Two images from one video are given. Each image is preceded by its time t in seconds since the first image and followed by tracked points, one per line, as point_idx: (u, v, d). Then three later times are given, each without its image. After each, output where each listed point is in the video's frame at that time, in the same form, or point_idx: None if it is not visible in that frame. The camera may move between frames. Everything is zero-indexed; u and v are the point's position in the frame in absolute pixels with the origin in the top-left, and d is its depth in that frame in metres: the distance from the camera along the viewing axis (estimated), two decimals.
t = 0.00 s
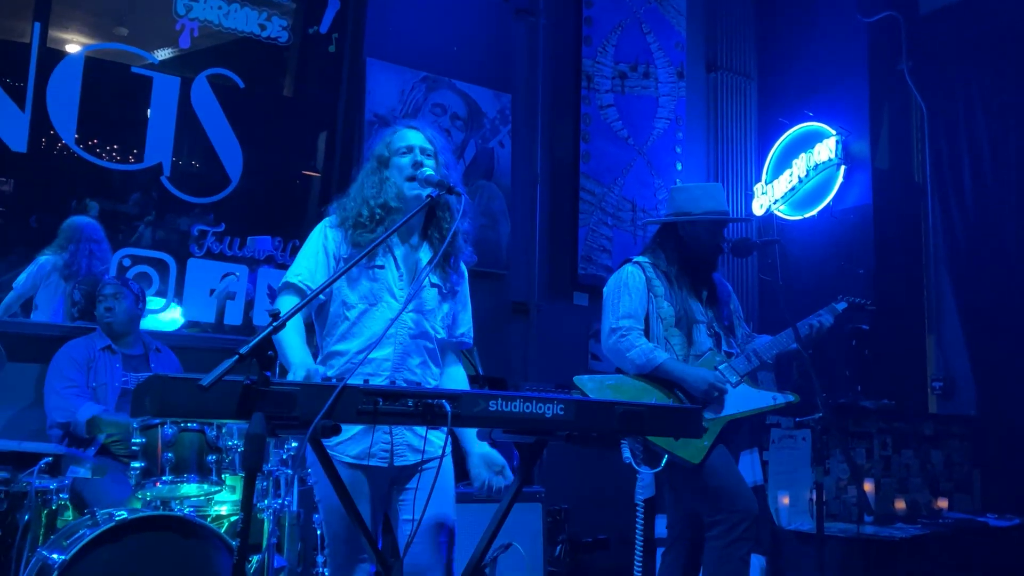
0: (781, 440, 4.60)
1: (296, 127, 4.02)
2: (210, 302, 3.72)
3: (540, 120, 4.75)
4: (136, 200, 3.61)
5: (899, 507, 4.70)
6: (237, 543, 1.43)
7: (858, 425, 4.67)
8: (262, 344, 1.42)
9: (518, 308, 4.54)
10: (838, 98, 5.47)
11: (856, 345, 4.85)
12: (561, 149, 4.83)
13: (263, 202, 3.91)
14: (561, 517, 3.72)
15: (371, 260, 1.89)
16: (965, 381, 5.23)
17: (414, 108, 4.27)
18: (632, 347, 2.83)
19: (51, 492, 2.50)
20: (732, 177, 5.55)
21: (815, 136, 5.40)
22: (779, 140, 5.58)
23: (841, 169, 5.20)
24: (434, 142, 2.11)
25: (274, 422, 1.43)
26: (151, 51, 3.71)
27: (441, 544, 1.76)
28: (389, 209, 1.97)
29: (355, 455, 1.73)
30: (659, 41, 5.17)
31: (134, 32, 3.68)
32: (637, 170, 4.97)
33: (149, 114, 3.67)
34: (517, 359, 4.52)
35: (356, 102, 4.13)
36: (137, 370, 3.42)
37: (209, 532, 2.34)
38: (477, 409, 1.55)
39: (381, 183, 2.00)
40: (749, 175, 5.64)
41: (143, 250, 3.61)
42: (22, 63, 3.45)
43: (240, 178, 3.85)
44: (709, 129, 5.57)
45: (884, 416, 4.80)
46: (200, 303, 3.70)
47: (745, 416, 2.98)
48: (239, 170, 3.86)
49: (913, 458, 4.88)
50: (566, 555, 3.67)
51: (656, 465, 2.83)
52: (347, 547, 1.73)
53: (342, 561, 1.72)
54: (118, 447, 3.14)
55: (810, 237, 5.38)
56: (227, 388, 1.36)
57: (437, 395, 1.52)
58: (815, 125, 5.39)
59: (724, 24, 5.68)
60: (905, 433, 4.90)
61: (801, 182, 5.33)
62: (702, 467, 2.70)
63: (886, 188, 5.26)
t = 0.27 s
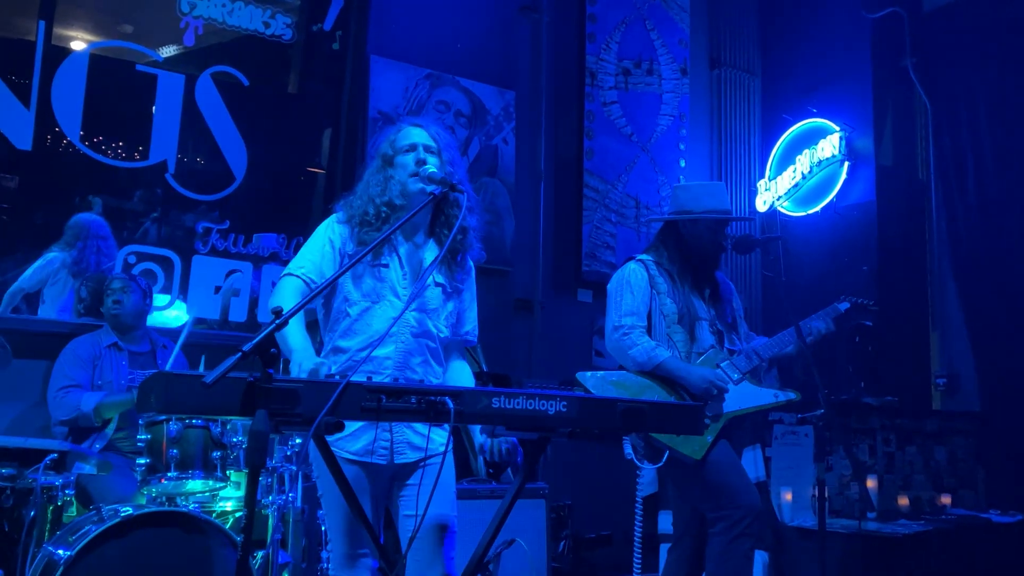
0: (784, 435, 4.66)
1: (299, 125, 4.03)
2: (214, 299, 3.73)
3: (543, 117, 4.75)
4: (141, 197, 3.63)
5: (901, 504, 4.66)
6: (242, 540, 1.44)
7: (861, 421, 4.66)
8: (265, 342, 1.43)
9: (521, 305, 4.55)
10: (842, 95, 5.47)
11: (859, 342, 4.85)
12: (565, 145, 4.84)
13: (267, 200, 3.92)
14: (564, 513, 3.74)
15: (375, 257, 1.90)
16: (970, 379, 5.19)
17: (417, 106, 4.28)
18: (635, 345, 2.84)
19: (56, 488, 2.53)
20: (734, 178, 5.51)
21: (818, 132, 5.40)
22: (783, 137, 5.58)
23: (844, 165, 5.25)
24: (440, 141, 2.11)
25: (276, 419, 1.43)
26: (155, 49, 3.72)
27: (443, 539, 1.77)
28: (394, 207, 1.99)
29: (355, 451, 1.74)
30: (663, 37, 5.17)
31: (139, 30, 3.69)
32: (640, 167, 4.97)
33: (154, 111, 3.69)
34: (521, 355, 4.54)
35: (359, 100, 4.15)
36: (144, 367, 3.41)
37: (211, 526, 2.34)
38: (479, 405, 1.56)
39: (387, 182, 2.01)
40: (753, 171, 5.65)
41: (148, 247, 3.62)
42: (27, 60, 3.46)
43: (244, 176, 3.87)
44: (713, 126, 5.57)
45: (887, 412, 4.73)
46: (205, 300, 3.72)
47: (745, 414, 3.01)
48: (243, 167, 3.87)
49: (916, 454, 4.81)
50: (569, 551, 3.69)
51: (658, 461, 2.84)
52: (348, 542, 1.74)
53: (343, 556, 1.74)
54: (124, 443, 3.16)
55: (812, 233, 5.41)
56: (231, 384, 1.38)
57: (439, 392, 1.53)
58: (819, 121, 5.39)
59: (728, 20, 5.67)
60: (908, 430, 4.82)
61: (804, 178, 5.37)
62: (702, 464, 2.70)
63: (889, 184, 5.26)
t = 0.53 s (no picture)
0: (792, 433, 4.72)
1: (307, 122, 4.03)
2: (222, 297, 3.74)
3: (550, 113, 4.74)
4: (149, 195, 3.64)
5: (911, 500, 4.61)
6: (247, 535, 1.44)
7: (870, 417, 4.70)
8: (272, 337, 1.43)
9: (528, 302, 4.55)
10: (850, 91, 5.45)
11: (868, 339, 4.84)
12: (572, 142, 4.83)
13: (275, 197, 3.92)
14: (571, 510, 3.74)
15: (381, 253, 1.90)
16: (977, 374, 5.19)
17: (424, 103, 4.27)
18: (643, 341, 2.83)
19: (65, 483, 2.54)
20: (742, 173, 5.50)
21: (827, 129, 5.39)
22: (791, 133, 5.56)
23: (853, 161, 5.19)
24: (447, 138, 2.11)
25: (282, 414, 1.43)
26: (163, 46, 3.72)
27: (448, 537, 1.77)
28: (400, 204, 1.98)
29: (357, 447, 1.75)
30: (670, 33, 5.14)
31: (146, 27, 3.70)
32: (648, 164, 4.96)
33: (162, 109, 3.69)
34: (528, 352, 4.54)
35: (365, 98, 4.13)
36: (152, 363, 3.40)
37: (219, 523, 2.37)
38: (486, 402, 1.56)
39: (392, 178, 2.01)
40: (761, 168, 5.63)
41: (156, 245, 3.64)
42: (35, 58, 3.47)
43: (251, 173, 3.87)
44: (721, 122, 5.54)
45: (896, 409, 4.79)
46: (213, 297, 3.72)
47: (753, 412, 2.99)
48: (251, 165, 3.87)
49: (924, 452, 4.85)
50: (576, 548, 3.69)
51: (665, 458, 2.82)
52: (351, 538, 1.74)
53: (347, 553, 1.74)
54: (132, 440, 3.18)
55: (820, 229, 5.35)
56: (237, 381, 1.37)
57: (446, 388, 1.53)
58: (827, 118, 5.37)
59: (735, 16, 5.65)
60: (914, 426, 4.90)
61: (812, 175, 5.34)
62: (710, 460, 2.69)
63: (898, 181, 5.24)
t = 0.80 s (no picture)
0: (800, 433, 4.68)
1: (313, 121, 4.03)
2: (230, 296, 3.76)
3: (557, 112, 4.74)
4: (156, 194, 3.65)
5: (919, 500, 4.58)
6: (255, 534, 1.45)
7: (877, 416, 4.79)
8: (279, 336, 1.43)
9: (535, 300, 4.56)
10: (858, 88, 5.43)
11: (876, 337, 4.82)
12: (579, 141, 4.83)
13: (282, 195, 3.93)
14: (579, 508, 3.73)
15: (389, 253, 1.91)
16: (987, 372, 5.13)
17: (431, 101, 4.27)
18: (650, 337, 2.82)
19: (74, 483, 2.54)
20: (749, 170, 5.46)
21: (835, 126, 5.38)
22: (799, 131, 5.53)
23: (862, 159, 5.22)
24: (456, 137, 2.10)
25: (289, 412, 1.43)
26: (170, 45, 3.73)
27: (458, 536, 1.77)
28: (409, 204, 1.98)
29: (364, 447, 1.74)
30: (678, 31, 5.13)
31: (153, 26, 3.71)
32: (655, 162, 4.95)
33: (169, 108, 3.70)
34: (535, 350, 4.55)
35: (373, 96, 4.15)
36: (160, 364, 3.41)
37: (231, 524, 2.36)
38: (493, 401, 1.55)
39: (401, 178, 2.01)
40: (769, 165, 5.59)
41: (163, 244, 3.65)
42: (43, 58, 3.47)
43: (259, 172, 3.87)
44: (728, 120, 5.50)
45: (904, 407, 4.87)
46: (221, 297, 3.74)
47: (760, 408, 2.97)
48: (258, 163, 3.87)
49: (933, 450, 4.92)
50: (584, 547, 3.69)
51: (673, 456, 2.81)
52: (359, 538, 1.75)
53: (355, 552, 1.74)
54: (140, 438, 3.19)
55: (827, 226, 5.37)
56: (247, 380, 1.37)
57: (453, 387, 1.53)
58: (835, 115, 5.36)
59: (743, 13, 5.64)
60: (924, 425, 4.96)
61: (821, 172, 5.34)
62: (718, 458, 2.68)
63: (905, 178, 5.22)
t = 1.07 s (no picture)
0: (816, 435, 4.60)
1: (330, 122, 4.04)
2: (247, 295, 3.77)
3: (573, 113, 4.74)
4: (173, 193, 3.67)
5: (935, 503, 4.63)
6: (278, 534, 1.46)
7: (894, 418, 4.74)
8: (304, 339, 1.44)
9: (551, 301, 4.56)
10: (875, 90, 5.40)
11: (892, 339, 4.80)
12: (595, 142, 4.83)
13: (299, 196, 3.94)
14: (594, 510, 3.73)
15: (411, 256, 1.92)
16: (1005, 377, 5.15)
17: (447, 103, 4.28)
18: (668, 340, 2.82)
19: (94, 482, 2.57)
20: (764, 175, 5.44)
21: (851, 127, 5.36)
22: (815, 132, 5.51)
23: (878, 161, 5.18)
24: (477, 141, 2.11)
25: (313, 415, 1.44)
26: (187, 46, 3.75)
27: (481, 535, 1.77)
28: (432, 207, 1.99)
29: (385, 449, 1.75)
30: (694, 32, 5.12)
31: (171, 27, 3.72)
32: (671, 163, 4.94)
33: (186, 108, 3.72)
34: (550, 351, 4.55)
35: (389, 100, 4.14)
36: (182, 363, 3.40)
37: (252, 523, 2.34)
38: (514, 405, 1.56)
39: (423, 181, 2.01)
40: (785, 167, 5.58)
41: (180, 243, 3.66)
42: (61, 58, 3.50)
43: (276, 173, 3.90)
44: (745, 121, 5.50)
45: (921, 411, 4.81)
46: (238, 296, 3.75)
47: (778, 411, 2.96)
48: (274, 164, 3.90)
49: (950, 453, 4.88)
50: (599, 548, 3.69)
51: (690, 458, 2.79)
52: (379, 537, 1.75)
53: (376, 552, 1.75)
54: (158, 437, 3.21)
55: (843, 228, 5.36)
56: (269, 383, 1.38)
57: (474, 390, 1.53)
58: (852, 116, 5.34)
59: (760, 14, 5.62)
60: (942, 427, 4.93)
61: (838, 174, 5.25)
62: (735, 460, 2.67)
63: (923, 180, 5.19)
